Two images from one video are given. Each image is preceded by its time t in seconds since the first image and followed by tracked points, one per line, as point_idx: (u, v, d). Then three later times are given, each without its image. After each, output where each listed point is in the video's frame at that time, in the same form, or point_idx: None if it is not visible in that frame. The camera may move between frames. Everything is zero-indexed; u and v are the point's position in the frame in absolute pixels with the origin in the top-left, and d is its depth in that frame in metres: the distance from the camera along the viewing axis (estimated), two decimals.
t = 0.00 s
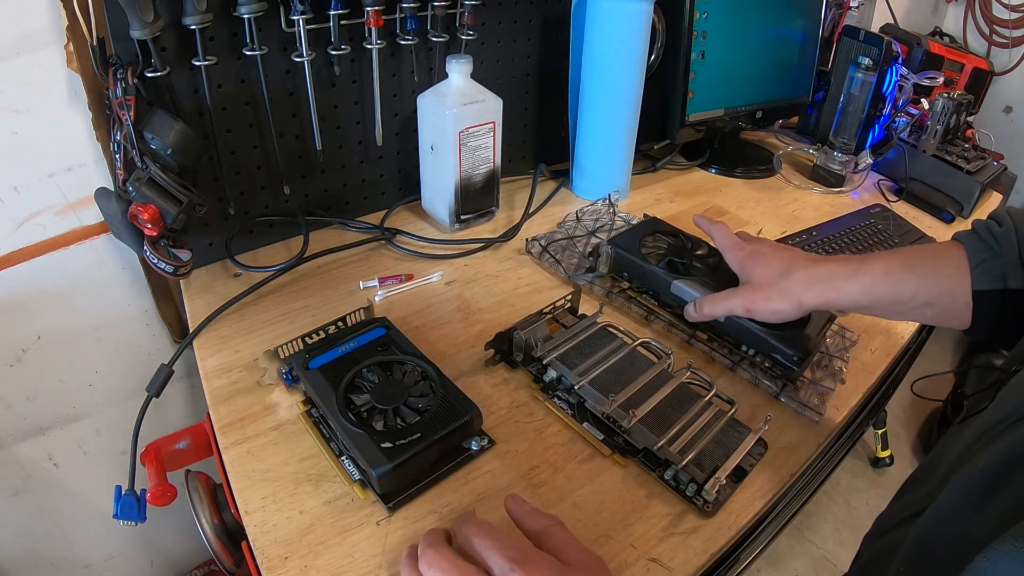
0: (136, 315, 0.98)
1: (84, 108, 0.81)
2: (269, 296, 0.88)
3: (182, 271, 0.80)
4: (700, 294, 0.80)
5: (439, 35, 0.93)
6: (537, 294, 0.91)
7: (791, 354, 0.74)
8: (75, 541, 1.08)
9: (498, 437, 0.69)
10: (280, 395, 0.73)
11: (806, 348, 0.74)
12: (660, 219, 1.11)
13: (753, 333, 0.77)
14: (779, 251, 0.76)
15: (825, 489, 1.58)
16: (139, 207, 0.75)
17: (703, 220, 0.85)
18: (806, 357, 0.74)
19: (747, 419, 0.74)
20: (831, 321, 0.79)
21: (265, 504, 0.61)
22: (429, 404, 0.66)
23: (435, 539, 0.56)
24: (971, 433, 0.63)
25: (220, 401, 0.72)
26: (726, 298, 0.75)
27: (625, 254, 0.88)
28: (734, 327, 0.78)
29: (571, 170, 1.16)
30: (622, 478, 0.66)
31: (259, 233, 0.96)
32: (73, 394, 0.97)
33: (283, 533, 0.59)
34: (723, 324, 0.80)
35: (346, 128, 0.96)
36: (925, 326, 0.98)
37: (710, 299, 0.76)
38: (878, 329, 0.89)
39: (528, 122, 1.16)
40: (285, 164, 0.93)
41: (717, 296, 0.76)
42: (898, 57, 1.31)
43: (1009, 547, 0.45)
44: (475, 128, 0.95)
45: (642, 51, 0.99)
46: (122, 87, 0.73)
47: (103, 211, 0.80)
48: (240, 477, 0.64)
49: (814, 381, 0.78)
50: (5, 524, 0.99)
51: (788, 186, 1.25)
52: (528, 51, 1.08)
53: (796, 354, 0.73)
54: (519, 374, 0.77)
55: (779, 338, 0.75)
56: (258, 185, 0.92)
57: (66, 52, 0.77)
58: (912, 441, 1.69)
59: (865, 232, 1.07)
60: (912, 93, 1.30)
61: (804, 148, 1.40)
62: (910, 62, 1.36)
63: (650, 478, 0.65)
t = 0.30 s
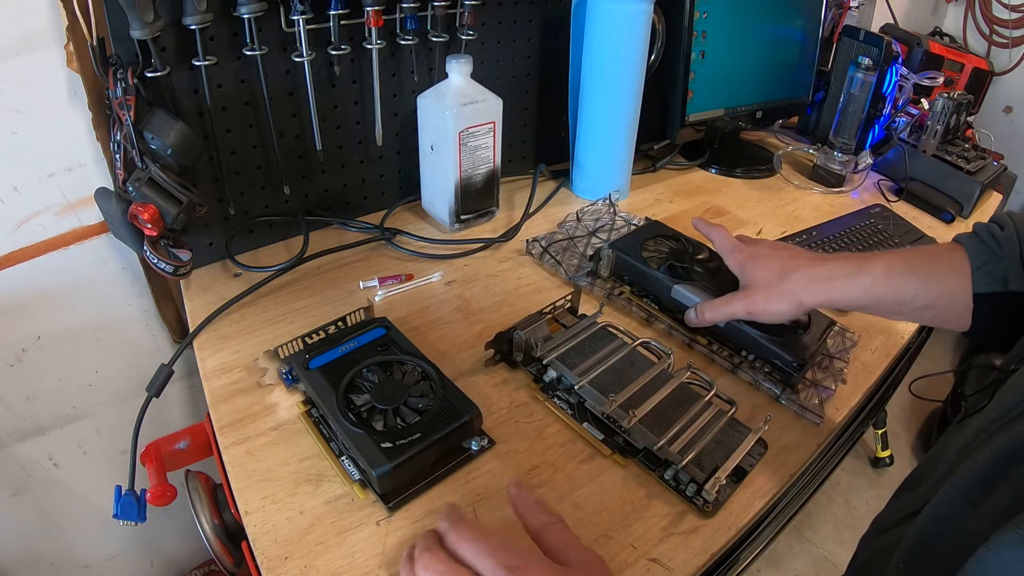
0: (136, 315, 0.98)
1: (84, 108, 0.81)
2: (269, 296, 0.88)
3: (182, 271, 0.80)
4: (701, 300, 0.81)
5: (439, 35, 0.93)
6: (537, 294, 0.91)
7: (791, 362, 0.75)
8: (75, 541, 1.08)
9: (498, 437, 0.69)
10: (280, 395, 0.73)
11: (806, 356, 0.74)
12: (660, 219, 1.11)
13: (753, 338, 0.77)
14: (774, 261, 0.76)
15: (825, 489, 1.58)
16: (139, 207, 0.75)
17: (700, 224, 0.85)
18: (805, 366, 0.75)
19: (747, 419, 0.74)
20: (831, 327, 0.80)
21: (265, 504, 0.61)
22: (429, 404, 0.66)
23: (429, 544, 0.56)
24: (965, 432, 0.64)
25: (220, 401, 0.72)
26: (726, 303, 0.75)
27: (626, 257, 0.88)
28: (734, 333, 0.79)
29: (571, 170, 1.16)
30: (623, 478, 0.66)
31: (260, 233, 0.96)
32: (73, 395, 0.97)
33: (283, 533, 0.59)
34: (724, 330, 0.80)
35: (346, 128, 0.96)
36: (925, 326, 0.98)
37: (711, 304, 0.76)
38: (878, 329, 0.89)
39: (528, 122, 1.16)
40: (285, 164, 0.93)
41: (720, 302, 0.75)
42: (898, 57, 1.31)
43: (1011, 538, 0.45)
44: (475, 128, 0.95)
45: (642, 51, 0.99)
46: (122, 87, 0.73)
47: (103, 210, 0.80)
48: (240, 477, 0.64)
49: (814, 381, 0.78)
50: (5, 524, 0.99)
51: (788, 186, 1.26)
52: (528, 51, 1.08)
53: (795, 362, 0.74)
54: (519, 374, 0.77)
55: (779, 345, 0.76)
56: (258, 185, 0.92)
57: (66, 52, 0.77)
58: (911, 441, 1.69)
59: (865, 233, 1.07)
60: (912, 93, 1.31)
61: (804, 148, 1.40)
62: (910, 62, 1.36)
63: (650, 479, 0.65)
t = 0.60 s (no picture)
0: (136, 315, 0.98)
1: (84, 108, 0.81)
2: (269, 296, 0.88)
3: (182, 271, 0.80)
4: (700, 301, 0.81)
5: (439, 35, 0.93)
6: (538, 294, 0.91)
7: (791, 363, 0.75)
8: (75, 542, 1.08)
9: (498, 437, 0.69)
10: (280, 395, 0.73)
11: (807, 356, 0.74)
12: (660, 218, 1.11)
13: (754, 340, 0.77)
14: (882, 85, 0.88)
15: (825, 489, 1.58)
16: (139, 207, 0.75)
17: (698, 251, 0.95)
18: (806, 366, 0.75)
19: (748, 418, 0.74)
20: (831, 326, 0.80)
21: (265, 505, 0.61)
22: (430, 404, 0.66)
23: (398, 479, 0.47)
24: (957, 429, 0.64)
25: (220, 401, 0.72)
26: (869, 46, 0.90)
27: (625, 257, 0.88)
28: (733, 333, 0.79)
29: (571, 170, 1.16)
30: (623, 478, 0.66)
31: (259, 233, 0.96)
32: (73, 395, 0.97)
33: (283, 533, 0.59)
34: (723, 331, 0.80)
35: (346, 128, 0.96)
36: (925, 326, 0.98)
37: (853, 35, 0.92)
38: (878, 329, 0.89)
39: (528, 122, 1.16)
40: (285, 164, 0.93)
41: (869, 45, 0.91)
42: (898, 57, 1.32)
43: (1008, 529, 0.45)
44: (475, 128, 0.95)
45: (642, 50, 0.99)
46: (122, 87, 0.73)
47: (102, 211, 0.80)
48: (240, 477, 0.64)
49: (814, 381, 0.78)
50: (6, 524, 0.99)
51: (788, 186, 1.26)
52: (528, 51, 1.08)
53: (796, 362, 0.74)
54: (519, 374, 0.77)
55: (780, 346, 0.75)
56: (258, 185, 0.92)
57: (66, 51, 0.77)
58: (911, 441, 1.69)
59: (865, 232, 1.07)
60: (912, 93, 1.29)
61: (804, 148, 1.41)
62: (910, 62, 1.36)
63: (649, 479, 0.65)
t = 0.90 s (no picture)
0: (136, 315, 0.98)
1: (84, 108, 0.81)
2: (269, 296, 0.88)
3: (182, 271, 0.80)
4: (701, 300, 0.81)
5: (439, 35, 0.93)
6: (538, 294, 0.91)
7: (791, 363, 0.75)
8: (76, 541, 1.08)
9: (498, 437, 0.69)
10: (280, 394, 0.73)
11: (807, 356, 0.74)
12: (660, 218, 1.11)
13: (755, 340, 0.77)
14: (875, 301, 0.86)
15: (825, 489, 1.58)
16: (139, 207, 0.75)
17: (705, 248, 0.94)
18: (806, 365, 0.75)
19: (748, 419, 0.74)
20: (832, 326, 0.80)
21: (265, 504, 0.61)
22: (430, 404, 0.66)
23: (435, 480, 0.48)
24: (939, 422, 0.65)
25: (220, 401, 0.72)
26: (887, 276, 0.85)
27: (626, 257, 0.88)
28: (734, 332, 0.79)
29: (571, 170, 1.16)
30: (623, 478, 0.66)
31: (259, 233, 0.96)
32: (73, 394, 0.97)
33: (283, 533, 0.59)
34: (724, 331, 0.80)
35: (346, 128, 0.96)
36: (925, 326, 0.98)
37: (867, 268, 0.87)
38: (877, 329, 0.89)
39: (528, 122, 1.16)
40: (285, 164, 0.93)
41: (868, 266, 0.87)
42: (898, 57, 1.31)
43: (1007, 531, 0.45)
44: (475, 128, 0.95)
45: (642, 50, 0.98)
46: (122, 87, 0.73)
47: (103, 210, 0.80)
48: (241, 477, 0.64)
49: (815, 380, 0.78)
50: (6, 524, 0.99)
51: (788, 186, 1.26)
52: (528, 51, 1.08)
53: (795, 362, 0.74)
54: (519, 374, 0.77)
55: (780, 345, 0.75)
56: (258, 185, 0.92)
57: (65, 52, 0.77)
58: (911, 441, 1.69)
59: (865, 233, 1.07)
60: (913, 93, 1.29)
61: (805, 148, 1.41)
62: (910, 62, 1.36)
63: (650, 479, 0.65)
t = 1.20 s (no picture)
0: (136, 314, 0.98)
1: (84, 108, 0.81)
2: (269, 296, 0.88)
3: (182, 271, 0.80)
4: (700, 300, 0.81)
5: (439, 35, 0.93)
6: (538, 294, 0.91)
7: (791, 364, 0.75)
8: (76, 541, 1.08)
9: (498, 437, 0.69)
10: (280, 394, 0.73)
11: (807, 356, 0.74)
12: (660, 218, 1.11)
13: (754, 340, 0.77)
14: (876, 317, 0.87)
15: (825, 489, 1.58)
16: (139, 207, 0.75)
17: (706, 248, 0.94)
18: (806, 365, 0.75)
19: (748, 418, 0.74)
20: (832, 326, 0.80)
21: (265, 504, 0.61)
22: (430, 404, 0.66)
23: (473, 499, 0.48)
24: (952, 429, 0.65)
25: (220, 401, 0.72)
26: (885, 293, 0.88)
27: (626, 257, 0.88)
28: (734, 332, 0.79)
29: (571, 170, 1.15)
30: (623, 478, 0.66)
31: (259, 233, 0.96)
32: (73, 394, 0.97)
33: (283, 533, 0.59)
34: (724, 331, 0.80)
35: (346, 128, 0.96)
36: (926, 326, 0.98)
37: (866, 290, 0.90)
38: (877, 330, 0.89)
39: (528, 122, 1.16)
40: (285, 164, 0.93)
41: (868, 288, 0.90)
42: (898, 57, 1.31)
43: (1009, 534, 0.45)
44: (475, 128, 0.95)
45: (642, 50, 0.98)
46: (122, 87, 0.73)
47: (102, 210, 0.80)
48: (241, 477, 0.64)
49: (815, 379, 0.78)
50: (5, 524, 0.99)
51: (788, 186, 1.26)
52: (528, 51, 1.08)
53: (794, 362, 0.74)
54: (519, 374, 0.77)
55: (779, 345, 0.75)
56: (258, 185, 0.92)
57: (66, 52, 0.77)
58: (911, 441, 1.69)
59: (865, 233, 1.07)
60: (912, 93, 1.28)
61: (805, 148, 1.41)
62: (910, 62, 1.35)
63: (650, 479, 0.66)
